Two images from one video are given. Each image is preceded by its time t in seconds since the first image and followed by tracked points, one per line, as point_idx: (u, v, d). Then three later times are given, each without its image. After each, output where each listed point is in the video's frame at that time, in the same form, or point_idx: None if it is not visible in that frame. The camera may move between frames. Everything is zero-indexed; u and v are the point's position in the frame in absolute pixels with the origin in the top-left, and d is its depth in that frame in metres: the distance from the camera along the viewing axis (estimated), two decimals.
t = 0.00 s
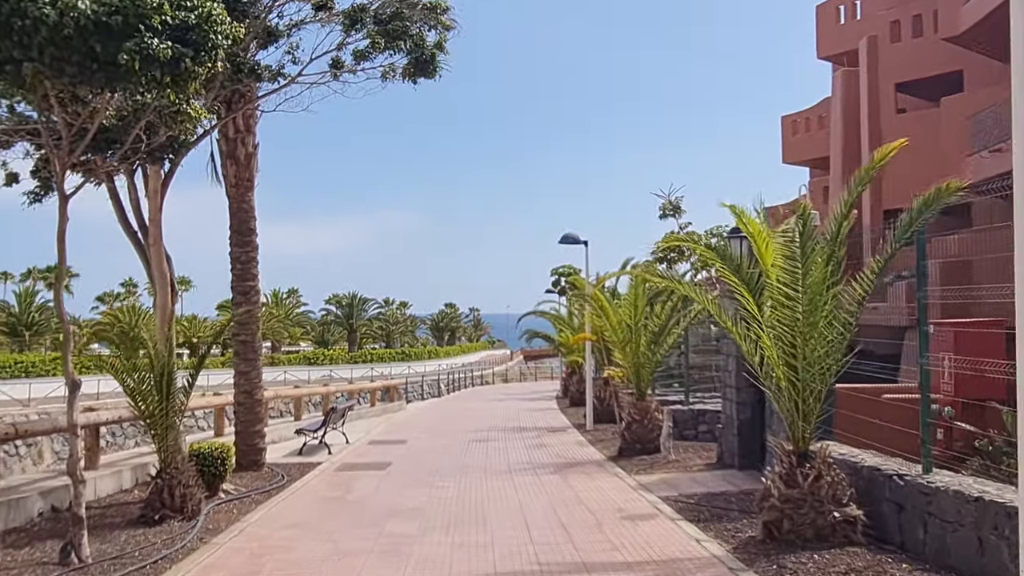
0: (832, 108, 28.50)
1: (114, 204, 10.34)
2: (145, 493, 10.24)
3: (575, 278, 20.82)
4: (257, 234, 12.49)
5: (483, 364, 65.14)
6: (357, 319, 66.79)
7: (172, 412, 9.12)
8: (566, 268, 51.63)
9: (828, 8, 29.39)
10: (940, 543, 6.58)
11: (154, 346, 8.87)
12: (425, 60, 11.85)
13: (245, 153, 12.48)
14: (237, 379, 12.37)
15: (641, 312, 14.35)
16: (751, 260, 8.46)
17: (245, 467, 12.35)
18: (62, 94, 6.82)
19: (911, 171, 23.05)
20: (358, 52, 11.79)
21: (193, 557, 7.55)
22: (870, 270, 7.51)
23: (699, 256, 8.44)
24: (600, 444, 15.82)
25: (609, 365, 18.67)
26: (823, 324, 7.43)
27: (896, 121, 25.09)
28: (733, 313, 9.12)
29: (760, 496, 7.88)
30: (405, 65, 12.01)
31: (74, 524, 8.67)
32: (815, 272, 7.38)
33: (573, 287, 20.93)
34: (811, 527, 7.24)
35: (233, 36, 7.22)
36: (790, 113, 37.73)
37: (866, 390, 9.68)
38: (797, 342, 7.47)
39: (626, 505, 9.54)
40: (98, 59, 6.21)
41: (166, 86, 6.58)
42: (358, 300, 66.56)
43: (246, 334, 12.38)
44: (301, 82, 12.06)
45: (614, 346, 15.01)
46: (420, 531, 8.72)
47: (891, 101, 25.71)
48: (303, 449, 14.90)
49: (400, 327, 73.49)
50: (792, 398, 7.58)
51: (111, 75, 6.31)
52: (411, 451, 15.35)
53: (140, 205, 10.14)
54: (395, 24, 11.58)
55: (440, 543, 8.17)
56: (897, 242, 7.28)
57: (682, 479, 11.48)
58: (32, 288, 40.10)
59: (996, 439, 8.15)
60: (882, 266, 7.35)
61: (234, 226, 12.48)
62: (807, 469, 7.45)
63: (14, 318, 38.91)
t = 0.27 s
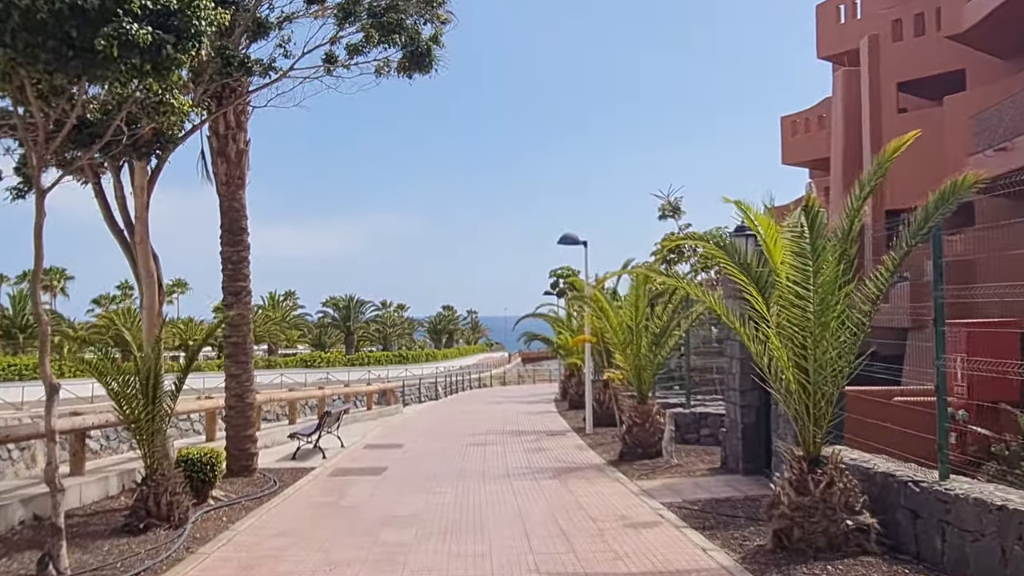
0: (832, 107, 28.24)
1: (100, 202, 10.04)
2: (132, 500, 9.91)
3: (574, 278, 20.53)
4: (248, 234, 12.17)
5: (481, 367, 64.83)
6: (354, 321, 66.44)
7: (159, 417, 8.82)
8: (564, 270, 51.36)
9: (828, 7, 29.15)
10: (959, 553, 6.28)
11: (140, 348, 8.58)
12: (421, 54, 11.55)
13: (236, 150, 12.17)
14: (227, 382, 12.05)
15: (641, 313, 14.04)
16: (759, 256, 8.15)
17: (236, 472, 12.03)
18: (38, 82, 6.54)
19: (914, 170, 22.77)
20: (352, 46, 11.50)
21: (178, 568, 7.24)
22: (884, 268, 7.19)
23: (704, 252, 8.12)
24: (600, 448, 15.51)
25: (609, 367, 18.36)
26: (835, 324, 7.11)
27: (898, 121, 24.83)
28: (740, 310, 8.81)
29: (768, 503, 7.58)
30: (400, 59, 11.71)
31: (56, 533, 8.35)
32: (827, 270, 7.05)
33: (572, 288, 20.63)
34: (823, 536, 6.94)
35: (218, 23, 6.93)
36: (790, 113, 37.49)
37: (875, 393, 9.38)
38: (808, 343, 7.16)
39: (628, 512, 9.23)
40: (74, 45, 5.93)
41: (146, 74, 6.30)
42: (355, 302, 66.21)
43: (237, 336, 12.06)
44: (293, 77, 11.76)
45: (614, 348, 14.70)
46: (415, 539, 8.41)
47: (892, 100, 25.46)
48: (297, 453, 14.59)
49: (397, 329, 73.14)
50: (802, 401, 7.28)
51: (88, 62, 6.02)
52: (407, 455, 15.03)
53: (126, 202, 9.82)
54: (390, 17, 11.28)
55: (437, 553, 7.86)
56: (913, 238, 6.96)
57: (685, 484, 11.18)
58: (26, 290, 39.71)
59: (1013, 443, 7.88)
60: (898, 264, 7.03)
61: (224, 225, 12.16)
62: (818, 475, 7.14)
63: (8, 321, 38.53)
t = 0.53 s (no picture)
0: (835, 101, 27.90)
1: (87, 195, 9.72)
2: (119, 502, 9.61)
3: (576, 275, 20.19)
4: (241, 227, 11.83)
5: (480, 364, 64.55)
6: (354, 318, 66.10)
7: (145, 416, 8.50)
8: (564, 267, 51.05)
9: None
10: (983, 560, 5.96)
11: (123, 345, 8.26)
12: (418, 42, 11.21)
13: (229, 141, 11.83)
14: (220, 380, 11.73)
15: (644, 308, 13.70)
16: (769, 249, 7.82)
17: (229, 473, 11.71)
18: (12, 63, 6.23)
19: (919, 165, 22.44)
20: (347, 34, 11.16)
21: None
22: (901, 260, 6.85)
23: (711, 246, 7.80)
24: (602, 447, 15.20)
25: (611, 364, 18.05)
26: (850, 319, 6.78)
27: (903, 115, 24.49)
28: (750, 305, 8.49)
29: (779, 506, 7.27)
30: (396, 48, 11.37)
31: (37, 537, 8.05)
32: (841, 262, 6.70)
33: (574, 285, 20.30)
34: (837, 541, 6.62)
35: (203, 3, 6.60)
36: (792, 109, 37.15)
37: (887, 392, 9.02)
38: (821, 339, 6.83)
39: (633, 515, 8.92)
40: (48, 23, 5.61)
41: (125, 56, 5.98)
42: (354, 299, 65.86)
43: (229, 332, 11.74)
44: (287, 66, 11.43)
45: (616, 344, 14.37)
46: (411, 544, 8.10)
47: (896, 94, 25.13)
48: (292, 453, 14.28)
49: (397, 327, 72.80)
50: (815, 400, 6.95)
51: (63, 42, 5.71)
52: (404, 454, 14.71)
53: (113, 193, 9.50)
54: (386, 4, 10.95)
55: (433, 558, 7.54)
56: (931, 230, 6.61)
57: (690, 485, 10.87)
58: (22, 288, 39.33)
59: None
60: (916, 256, 6.68)
61: (217, 219, 11.82)
62: (832, 477, 6.82)
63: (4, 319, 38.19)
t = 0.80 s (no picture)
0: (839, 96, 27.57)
1: (73, 187, 9.41)
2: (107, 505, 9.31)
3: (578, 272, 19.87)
4: (234, 222, 11.52)
5: (480, 363, 64.23)
6: (353, 317, 65.77)
7: (133, 416, 8.21)
8: (565, 265, 50.75)
9: None
10: (1010, 568, 5.66)
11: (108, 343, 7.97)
12: (416, 31, 10.89)
13: (222, 133, 11.51)
14: (213, 379, 11.42)
15: (648, 306, 13.37)
16: (781, 243, 7.51)
17: (222, 474, 11.41)
18: None
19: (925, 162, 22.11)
20: (343, 23, 10.85)
21: None
22: (923, 253, 6.52)
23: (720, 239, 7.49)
24: (604, 447, 14.90)
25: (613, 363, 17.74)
26: (868, 314, 6.47)
27: (909, 109, 24.15)
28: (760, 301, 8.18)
29: (793, 510, 6.96)
30: (394, 37, 11.07)
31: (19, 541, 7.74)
32: (859, 256, 6.39)
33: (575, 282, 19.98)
34: (855, 548, 6.32)
35: None
36: (795, 105, 36.84)
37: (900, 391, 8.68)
38: (837, 336, 6.52)
39: (638, 518, 8.62)
40: None
41: (106, 37, 5.67)
42: (353, 298, 65.52)
43: (222, 330, 11.43)
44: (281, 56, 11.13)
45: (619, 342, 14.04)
46: (408, 548, 7.79)
47: (902, 88, 24.78)
48: (288, 453, 13.98)
49: (396, 325, 72.47)
50: (830, 399, 6.65)
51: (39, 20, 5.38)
52: (403, 455, 14.42)
53: (100, 184, 9.19)
54: None
55: (432, 564, 7.24)
56: (955, 223, 6.28)
57: (696, 486, 10.57)
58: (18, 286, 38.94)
59: None
60: (938, 249, 6.36)
61: (209, 213, 11.50)
62: (848, 480, 6.50)
63: None
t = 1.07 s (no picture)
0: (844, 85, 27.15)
1: (58, 173, 9.08)
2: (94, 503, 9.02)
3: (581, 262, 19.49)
4: (227, 211, 11.17)
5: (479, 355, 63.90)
6: (351, 308, 65.42)
7: (119, 411, 7.90)
8: (565, 257, 50.40)
9: None
10: None
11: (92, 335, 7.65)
12: (414, 12, 10.51)
13: (214, 119, 11.15)
14: (205, 371, 11.09)
15: (651, 297, 13.00)
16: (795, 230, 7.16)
17: (214, 469, 11.10)
18: None
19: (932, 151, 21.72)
20: (338, 4, 10.48)
21: None
22: (948, 239, 6.16)
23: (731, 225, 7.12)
24: (607, 441, 14.59)
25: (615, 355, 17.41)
26: (889, 304, 6.12)
27: (914, 97, 23.73)
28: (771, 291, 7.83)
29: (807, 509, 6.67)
30: (391, 19, 10.70)
31: None
32: (880, 242, 6.02)
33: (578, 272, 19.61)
34: (874, 550, 6.01)
35: None
36: (798, 94, 36.43)
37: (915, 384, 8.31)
38: (857, 327, 6.18)
39: (644, 516, 8.31)
40: None
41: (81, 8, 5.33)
42: (352, 289, 65.14)
43: (215, 321, 11.10)
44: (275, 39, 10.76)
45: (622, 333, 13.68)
46: (405, 549, 7.48)
47: (907, 76, 24.34)
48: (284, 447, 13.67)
49: (396, 317, 72.12)
50: (849, 393, 6.33)
51: None
52: (402, 449, 14.11)
53: (85, 170, 8.85)
54: None
55: (430, 566, 6.93)
56: (983, 207, 5.91)
57: (702, 482, 10.26)
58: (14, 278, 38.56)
59: None
60: (964, 235, 6.00)
61: (200, 201, 11.15)
62: (867, 478, 6.20)
63: None
